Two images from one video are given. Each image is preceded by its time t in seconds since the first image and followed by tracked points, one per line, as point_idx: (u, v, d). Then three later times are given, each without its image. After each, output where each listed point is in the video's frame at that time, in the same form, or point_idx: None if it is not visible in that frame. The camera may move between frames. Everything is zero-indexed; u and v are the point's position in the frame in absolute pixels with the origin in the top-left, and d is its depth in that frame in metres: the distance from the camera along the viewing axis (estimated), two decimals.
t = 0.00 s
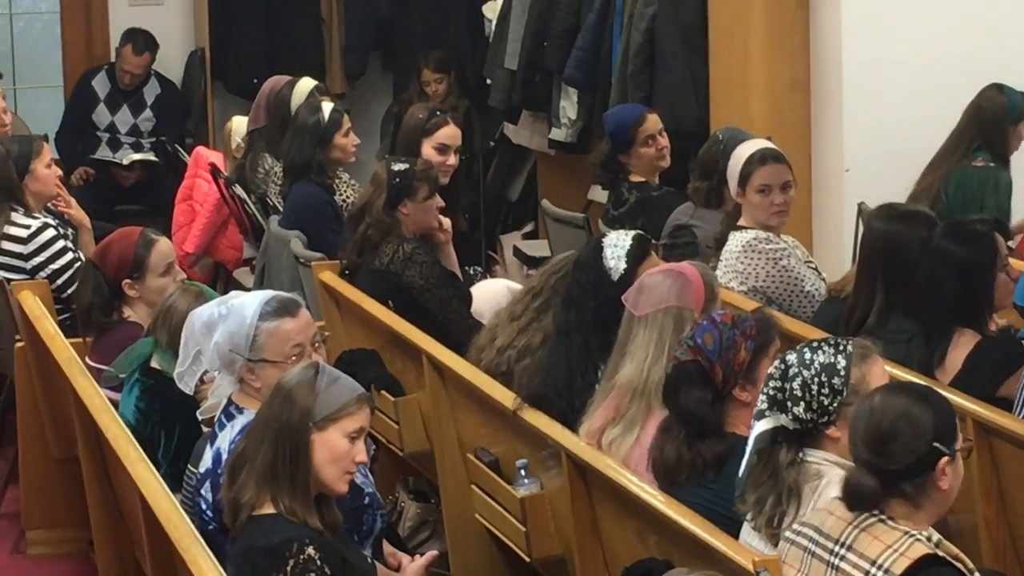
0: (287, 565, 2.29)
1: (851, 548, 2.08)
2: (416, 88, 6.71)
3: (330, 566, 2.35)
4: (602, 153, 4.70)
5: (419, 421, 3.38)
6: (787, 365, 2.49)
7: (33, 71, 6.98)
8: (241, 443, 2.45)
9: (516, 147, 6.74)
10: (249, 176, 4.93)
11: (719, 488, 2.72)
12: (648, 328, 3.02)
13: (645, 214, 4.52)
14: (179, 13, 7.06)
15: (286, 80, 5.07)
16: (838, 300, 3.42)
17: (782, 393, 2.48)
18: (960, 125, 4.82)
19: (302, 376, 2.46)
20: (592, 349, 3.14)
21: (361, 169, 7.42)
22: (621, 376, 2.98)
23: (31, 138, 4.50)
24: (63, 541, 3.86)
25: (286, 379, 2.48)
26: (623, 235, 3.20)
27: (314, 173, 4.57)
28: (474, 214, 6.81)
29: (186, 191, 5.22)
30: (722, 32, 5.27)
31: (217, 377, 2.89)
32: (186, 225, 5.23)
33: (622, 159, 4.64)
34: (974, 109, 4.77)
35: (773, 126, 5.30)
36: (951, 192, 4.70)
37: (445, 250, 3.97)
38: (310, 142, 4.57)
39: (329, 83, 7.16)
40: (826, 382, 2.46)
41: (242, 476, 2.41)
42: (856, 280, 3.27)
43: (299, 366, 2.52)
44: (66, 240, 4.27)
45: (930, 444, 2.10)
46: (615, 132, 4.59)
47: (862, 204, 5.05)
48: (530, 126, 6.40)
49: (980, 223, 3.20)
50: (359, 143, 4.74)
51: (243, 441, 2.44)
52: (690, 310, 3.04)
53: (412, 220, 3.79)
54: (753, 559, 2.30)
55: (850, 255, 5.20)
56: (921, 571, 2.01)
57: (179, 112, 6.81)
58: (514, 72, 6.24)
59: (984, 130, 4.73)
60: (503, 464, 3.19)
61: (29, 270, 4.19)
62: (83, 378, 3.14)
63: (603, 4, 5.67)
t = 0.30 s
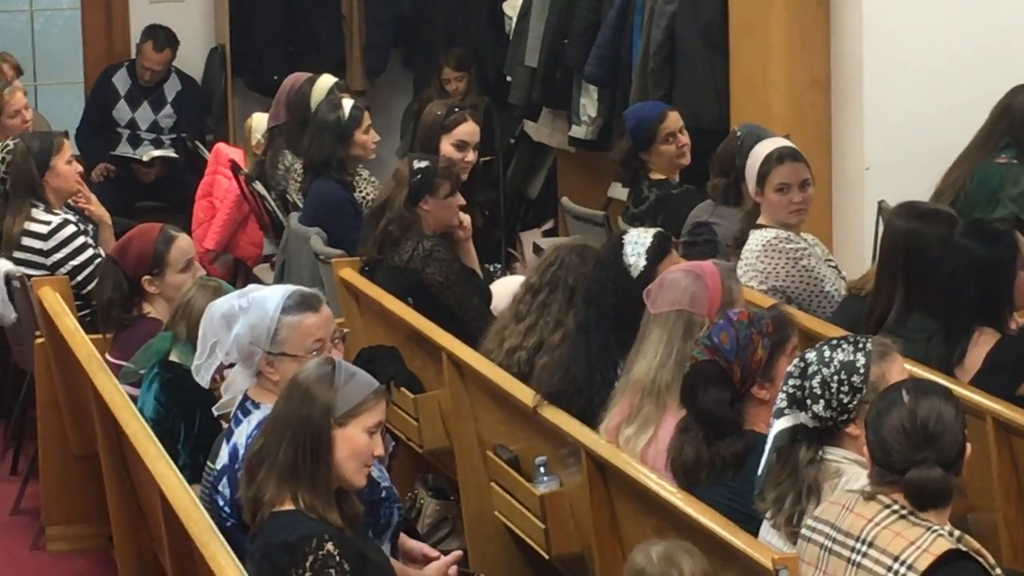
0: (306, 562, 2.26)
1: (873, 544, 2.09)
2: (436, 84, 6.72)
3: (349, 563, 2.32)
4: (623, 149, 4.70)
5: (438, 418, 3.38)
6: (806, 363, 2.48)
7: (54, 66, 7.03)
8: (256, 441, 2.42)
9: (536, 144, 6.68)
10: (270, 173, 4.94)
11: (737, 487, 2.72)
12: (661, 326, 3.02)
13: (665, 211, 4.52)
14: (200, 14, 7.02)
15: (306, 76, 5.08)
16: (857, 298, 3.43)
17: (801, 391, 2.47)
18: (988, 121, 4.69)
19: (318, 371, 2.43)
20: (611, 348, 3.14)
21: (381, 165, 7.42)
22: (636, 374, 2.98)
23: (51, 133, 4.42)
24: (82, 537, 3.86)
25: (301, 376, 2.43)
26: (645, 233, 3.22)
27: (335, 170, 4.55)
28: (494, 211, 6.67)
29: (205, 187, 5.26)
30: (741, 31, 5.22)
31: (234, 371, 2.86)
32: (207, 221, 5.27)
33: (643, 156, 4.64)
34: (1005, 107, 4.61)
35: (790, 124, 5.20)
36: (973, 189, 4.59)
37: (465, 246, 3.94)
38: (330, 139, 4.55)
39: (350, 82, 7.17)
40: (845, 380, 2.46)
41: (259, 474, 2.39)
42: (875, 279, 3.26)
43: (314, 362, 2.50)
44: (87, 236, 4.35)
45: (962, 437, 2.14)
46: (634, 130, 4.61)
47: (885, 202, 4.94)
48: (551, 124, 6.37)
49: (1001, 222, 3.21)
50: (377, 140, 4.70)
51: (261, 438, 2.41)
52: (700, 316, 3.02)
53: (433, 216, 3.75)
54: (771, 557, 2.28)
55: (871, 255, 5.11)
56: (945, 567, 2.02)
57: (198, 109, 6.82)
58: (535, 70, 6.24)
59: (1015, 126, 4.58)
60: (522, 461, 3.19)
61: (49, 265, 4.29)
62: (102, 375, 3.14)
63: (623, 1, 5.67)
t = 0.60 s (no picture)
0: (328, 553, 2.23)
1: (894, 535, 2.06)
2: (458, 77, 6.75)
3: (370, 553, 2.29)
4: (644, 142, 4.71)
5: (460, 409, 3.39)
6: (828, 356, 2.47)
7: (77, 57, 7.01)
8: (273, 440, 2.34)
9: (558, 136, 6.68)
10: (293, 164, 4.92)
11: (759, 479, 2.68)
12: (680, 320, 3.01)
13: (688, 203, 4.52)
14: (223, 8, 7.04)
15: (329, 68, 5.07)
16: (881, 290, 3.43)
17: (824, 382, 2.46)
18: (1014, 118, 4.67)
19: (329, 359, 2.36)
20: (633, 338, 3.15)
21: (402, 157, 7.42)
22: (656, 367, 2.96)
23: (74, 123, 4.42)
24: (104, 528, 3.89)
25: (312, 366, 2.36)
26: (668, 225, 3.27)
27: (357, 161, 4.56)
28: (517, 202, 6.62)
29: (229, 178, 5.27)
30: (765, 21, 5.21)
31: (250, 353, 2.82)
32: (229, 213, 5.27)
33: (664, 149, 4.65)
34: None
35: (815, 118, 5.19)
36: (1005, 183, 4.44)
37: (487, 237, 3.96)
38: (353, 131, 4.57)
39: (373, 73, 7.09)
40: (867, 372, 2.44)
41: (282, 473, 2.33)
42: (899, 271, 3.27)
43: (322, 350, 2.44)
44: (110, 227, 4.35)
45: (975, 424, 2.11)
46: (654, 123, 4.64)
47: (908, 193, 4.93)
48: (573, 115, 6.31)
49: None
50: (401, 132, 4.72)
51: (281, 438, 2.34)
52: (716, 315, 3.01)
53: (456, 208, 3.75)
54: (794, 549, 2.27)
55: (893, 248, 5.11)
56: (966, 556, 2.00)
57: (222, 101, 6.82)
58: (558, 62, 6.22)
59: None
60: (544, 452, 3.18)
61: (73, 257, 4.29)
62: (126, 365, 3.14)
63: None
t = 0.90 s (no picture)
0: (353, 546, 2.21)
1: (917, 528, 2.05)
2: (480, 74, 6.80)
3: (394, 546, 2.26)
4: (663, 138, 4.72)
5: (483, 400, 3.40)
6: (851, 349, 2.46)
7: (101, 50, 7.01)
8: (305, 442, 2.28)
9: (580, 130, 6.59)
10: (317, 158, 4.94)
11: (781, 472, 2.65)
12: (702, 313, 2.99)
13: (710, 195, 4.52)
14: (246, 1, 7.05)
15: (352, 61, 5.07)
16: (903, 283, 3.43)
17: (846, 376, 2.45)
18: None
19: (346, 353, 2.32)
20: (655, 330, 3.14)
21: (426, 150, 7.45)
22: (678, 360, 2.95)
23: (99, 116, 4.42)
24: (129, 519, 3.91)
25: (331, 362, 2.31)
26: (690, 217, 3.17)
27: (380, 154, 4.56)
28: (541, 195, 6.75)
29: (252, 171, 5.27)
30: (790, 13, 5.21)
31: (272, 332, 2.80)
32: (252, 205, 5.27)
33: (683, 143, 4.66)
34: None
35: (835, 111, 5.19)
36: None
37: (510, 230, 3.96)
38: (376, 124, 4.55)
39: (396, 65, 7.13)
40: (891, 366, 2.42)
41: (315, 473, 2.28)
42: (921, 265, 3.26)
43: (333, 344, 2.39)
44: (135, 219, 4.38)
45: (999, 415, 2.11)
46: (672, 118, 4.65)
47: (930, 186, 4.93)
48: (597, 109, 6.35)
49: None
50: (424, 125, 4.72)
51: (314, 439, 2.28)
52: (737, 310, 2.99)
53: (478, 201, 3.77)
54: (817, 543, 2.28)
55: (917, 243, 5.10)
56: (991, 550, 1.99)
57: (246, 93, 6.81)
58: (582, 55, 6.25)
59: None
60: (568, 445, 3.18)
61: (97, 250, 4.33)
62: (149, 357, 3.15)
63: None
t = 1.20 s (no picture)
0: (376, 546, 2.20)
1: (939, 529, 2.03)
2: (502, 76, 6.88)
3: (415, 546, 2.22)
4: (680, 141, 4.73)
5: (505, 401, 3.40)
6: (873, 350, 2.44)
7: (122, 50, 7.01)
8: (330, 446, 2.27)
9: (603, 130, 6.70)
10: (338, 159, 4.94)
11: (803, 471, 2.62)
12: (724, 311, 2.97)
13: (730, 195, 4.53)
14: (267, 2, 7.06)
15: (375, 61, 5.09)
16: (926, 284, 3.44)
17: (869, 377, 2.44)
18: None
19: (361, 354, 2.31)
20: (677, 332, 3.13)
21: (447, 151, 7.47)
22: (701, 360, 2.94)
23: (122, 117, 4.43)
24: (149, 521, 3.91)
25: (348, 365, 2.31)
26: (711, 218, 3.16)
27: (402, 154, 4.56)
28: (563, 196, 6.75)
29: (274, 171, 5.29)
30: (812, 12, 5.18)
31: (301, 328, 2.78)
32: (275, 206, 5.29)
33: (701, 145, 4.67)
34: None
35: (858, 111, 5.19)
36: None
37: (532, 231, 3.96)
38: (398, 124, 4.55)
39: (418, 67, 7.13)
40: (912, 367, 2.40)
41: (342, 477, 2.26)
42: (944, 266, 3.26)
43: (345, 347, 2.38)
44: (157, 220, 4.39)
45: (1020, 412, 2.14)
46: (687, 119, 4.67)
47: (951, 186, 4.92)
48: (618, 109, 6.36)
49: None
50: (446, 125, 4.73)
51: (341, 444, 2.27)
52: (760, 310, 2.97)
53: (500, 202, 3.78)
54: (839, 544, 2.25)
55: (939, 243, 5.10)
56: (1014, 550, 1.97)
57: (267, 94, 6.82)
58: (603, 56, 6.25)
59: None
60: (589, 446, 3.18)
61: (120, 250, 4.34)
62: (171, 357, 3.15)
63: None
